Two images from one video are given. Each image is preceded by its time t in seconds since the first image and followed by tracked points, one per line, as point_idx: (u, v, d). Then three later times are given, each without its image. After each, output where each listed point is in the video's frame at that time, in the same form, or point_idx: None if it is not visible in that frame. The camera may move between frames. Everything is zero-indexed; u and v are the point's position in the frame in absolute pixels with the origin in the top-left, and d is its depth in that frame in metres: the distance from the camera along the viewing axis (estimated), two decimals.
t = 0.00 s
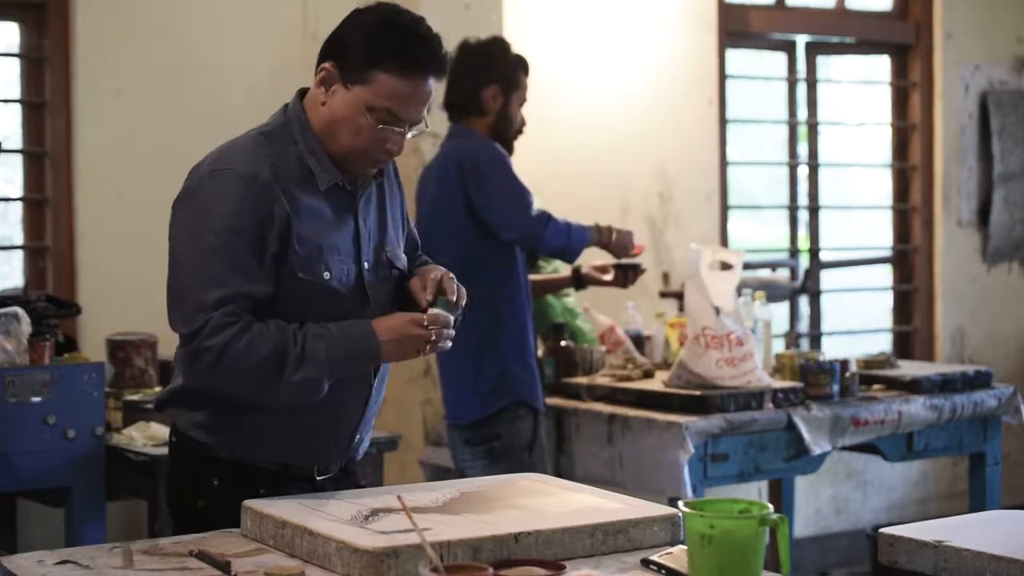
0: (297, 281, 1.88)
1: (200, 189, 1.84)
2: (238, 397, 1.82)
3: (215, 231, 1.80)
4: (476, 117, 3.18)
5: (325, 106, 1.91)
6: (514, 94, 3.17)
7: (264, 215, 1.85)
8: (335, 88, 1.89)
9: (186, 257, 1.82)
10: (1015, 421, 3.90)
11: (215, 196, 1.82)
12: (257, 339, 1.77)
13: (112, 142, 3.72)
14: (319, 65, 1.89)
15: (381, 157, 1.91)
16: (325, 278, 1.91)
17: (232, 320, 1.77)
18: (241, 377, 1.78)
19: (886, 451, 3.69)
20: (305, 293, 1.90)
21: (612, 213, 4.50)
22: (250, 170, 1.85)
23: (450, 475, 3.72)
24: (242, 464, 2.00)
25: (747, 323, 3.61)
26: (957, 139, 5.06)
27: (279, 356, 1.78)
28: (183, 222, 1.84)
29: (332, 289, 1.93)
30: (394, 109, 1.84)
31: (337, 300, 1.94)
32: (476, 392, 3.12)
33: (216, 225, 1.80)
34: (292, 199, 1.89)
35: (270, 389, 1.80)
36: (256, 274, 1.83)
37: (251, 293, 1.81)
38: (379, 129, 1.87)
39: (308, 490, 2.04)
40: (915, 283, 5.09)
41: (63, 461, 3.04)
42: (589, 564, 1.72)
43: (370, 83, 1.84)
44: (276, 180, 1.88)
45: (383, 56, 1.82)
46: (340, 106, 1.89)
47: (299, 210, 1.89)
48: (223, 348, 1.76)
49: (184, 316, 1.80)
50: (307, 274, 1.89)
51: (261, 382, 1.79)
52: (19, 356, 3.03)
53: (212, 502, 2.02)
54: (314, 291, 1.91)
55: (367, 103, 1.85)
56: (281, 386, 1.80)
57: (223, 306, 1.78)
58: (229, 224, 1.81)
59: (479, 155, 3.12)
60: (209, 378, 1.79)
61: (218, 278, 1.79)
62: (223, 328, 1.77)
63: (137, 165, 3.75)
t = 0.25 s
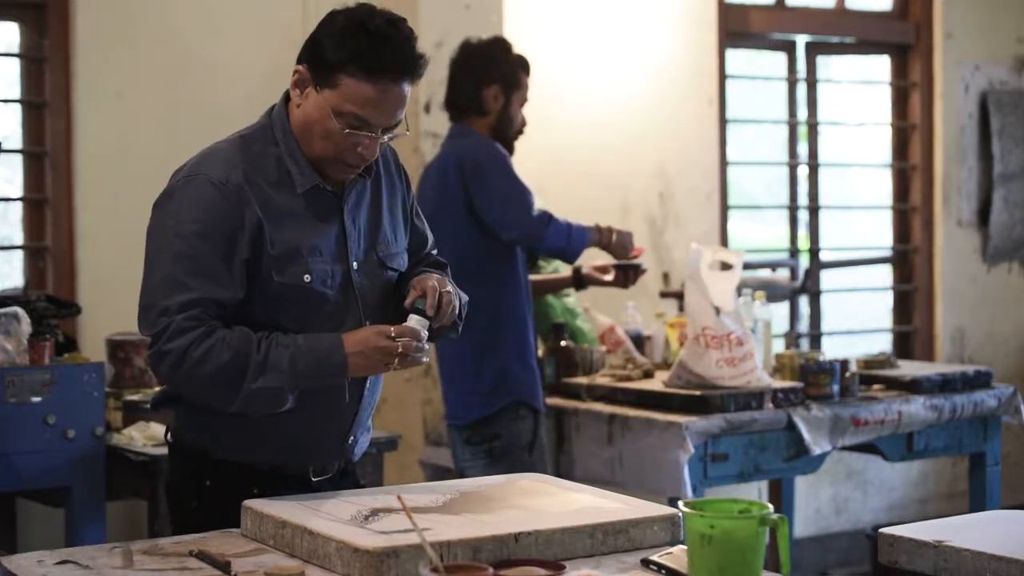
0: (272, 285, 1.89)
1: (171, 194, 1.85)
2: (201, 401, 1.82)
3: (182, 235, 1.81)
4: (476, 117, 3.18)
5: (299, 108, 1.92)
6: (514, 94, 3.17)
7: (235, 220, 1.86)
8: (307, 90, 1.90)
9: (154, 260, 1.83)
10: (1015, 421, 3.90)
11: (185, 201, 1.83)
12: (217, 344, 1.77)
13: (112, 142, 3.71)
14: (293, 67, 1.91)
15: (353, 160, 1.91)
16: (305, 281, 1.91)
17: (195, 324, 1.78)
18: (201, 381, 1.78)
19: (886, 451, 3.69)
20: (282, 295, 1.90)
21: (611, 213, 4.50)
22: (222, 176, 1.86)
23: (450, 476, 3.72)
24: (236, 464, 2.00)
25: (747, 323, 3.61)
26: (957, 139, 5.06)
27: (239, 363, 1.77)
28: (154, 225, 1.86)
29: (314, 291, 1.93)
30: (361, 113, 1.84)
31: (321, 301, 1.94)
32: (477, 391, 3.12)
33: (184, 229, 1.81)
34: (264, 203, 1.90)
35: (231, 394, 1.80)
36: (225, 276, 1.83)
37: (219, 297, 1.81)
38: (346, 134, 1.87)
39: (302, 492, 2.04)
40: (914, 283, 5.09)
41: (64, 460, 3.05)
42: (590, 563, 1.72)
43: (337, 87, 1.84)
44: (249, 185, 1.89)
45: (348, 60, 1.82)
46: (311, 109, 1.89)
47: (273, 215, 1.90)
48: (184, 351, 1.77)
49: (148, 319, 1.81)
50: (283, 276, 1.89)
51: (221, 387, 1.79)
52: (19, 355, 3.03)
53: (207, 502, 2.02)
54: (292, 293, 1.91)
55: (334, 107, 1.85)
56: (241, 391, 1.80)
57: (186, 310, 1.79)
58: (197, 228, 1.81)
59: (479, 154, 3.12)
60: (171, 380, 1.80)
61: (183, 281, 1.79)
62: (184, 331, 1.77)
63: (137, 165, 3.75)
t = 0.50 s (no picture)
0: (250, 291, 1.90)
1: (150, 199, 1.87)
2: (166, 406, 1.86)
3: (155, 242, 1.83)
4: (477, 117, 3.18)
5: (282, 113, 1.92)
6: (515, 94, 3.17)
7: (209, 228, 1.87)
8: (289, 96, 1.89)
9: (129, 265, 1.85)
10: (1015, 421, 3.90)
11: (160, 208, 1.85)
12: (180, 355, 1.79)
13: (112, 142, 3.71)
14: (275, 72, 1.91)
15: (337, 165, 1.90)
16: (284, 287, 1.91)
17: (160, 333, 1.81)
18: (164, 388, 1.81)
19: (885, 451, 3.69)
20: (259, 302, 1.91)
21: (611, 214, 4.50)
22: (198, 183, 1.87)
23: (451, 475, 3.72)
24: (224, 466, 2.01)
25: (747, 323, 3.61)
26: (957, 139, 5.06)
27: (199, 376, 1.80)
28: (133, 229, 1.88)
29: (293, 297, 1.92)
30: (340, 119, 1.82)
31: (302, 307, 1.94)
32: (477, 391, 3.12)
33: (156, 237, 1.83)
34: (241, 211, 1.90)
35: (192, 403, 1.84)
36: (197, 283, 1.85)
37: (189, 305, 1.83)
38: (328, 139, 1.86)
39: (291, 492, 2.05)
40: (914, 283, 5.10)
41: (63, 460, 3.04)
42: (590, 563, 1.72)
43: (316, 93, 1.83)
44: (226, 192, 1.90)
45: (326, 66, 1.80)
46: (292, 115, 1.89)
47: (249, 222, 1.90)
48: (147, 358, 1.80)
49: (118, 323, 1.84)
50: (261, 283, 1.90)
51: (183, 395, 1.83)
52: (19, 356, 3.03)
53: (193, 503, 2.04)
54: (270, 299, 1.91)
55: (315, 113, 1.84)
56: (202, 402, 1.83)
57: (153, 317, 1.81)
58: (170, 237, 1.83)
59: (479, 155, 3.12)
60: (136, 384, 1.83)
61: (152, 290, 1.82)
62: (149, 339, 1.80)
63: (137, 165, 3.75)
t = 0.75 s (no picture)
0: (241, 296, 1.91)
1: (144, 198, 1.87)
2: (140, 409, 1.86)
3: (145, 244, 1.83)
4: (478, 117, 3.18)
5: (280, 119, 1.92)
6: (516, 94, 3.17)
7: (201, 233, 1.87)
8: (288, 102, 1.89)
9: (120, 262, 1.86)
10: (1015, 421, 3.90)
11: (154, 208, 1.85)
12: (160, 363, 1.79)
13: (112, 142, 3.71)
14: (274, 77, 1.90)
15: (334, 174, 1.90)
16: (276, 293, 1.92)
17: (143, 337, 1.81)
18: (142, 393, 1.82)
19: (885, 451, 3.69)
20: (251, 307, 1.92)
21: (612, 214, 4.50)
22: (193, 187, 1.87)
23: (450, 475, 3.73)
24: (213, 467, 2.02)
25: (747, 323, 3.61)
26: (957, 139, 5.06)
27: (176, 387, 1.80)
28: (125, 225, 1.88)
29: (286, 302, 1.93)
30: (339, 127, 1.82)
31: (295, 312, 1.94)
32: (477, 392, 3.12)
33: (147, 239, 1.83)
34: (235, 215, 1.90)
35: (166, 411, 1.84)
36: (187, 287, 1.85)
37: (176, 309, 1.83)
38: (326, 147, 1.86)
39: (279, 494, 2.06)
40: (914, 283, 5.10)
41: (63, 460, 3.04)
42: (590, 563, 1.72)
43: (316, 101, 1.82)
44: (221, 196, 1.90)
45: (326, 73, 1.79)
46: (291, 121, 1.88)
47: (243, 227, 1.91)
48: (128, 361, 1.80)
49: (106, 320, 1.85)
50: (254, 288, 1.91)
51: (159, 403, 1.83)
52: (19, 355, 3.03)
53: (181, 506, 2.03)
54: (263, 305, 1.92)
55: (314, 121, 1.84)
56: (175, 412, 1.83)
57: (139, 320, 1.81)
58: (162, 239, 1.83)
59: (480, 154, 3.12)
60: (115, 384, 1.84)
61: (140, 291, 1.82)
62: (132, 341, 1.81)
63: (137, 165, 3.75)
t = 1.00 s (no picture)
0: (235, 305, 1.91)
1: (141, 198, 1.86)
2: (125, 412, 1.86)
3: (142, 248, 1.82)
4: (479, 117, 3.18)
5: (287, 133, 1.91)
6: (517, 95, 3.16)
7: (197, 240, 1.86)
8: (295, 114, 1.89)
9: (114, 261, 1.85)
10: (1015, 421, 3.90)
11: (152, 211, 1.84)
12: (152, 366, 1.79)
13: (112, 142, 3.71)
14: (281, 90, 1.90)
15: (341, 186, 1.89)
16: (269, 301, 1.92)
17: (135, 339, 1.80)
18: (130, 396, 1.81)
19: (885, 451, 3.69)
20: (245, 315, 1.92)
21: (612, 214, 4.50)
22: (192, 193, 1.87)
23: (451, 476, 3.73)
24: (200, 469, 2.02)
25: (747, 323, 3.61)
26: (956, 139, 5.06)
27: (166, 391, 1.80)
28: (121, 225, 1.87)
29: (278, 310, 1.93)
30: (350, 135, 1.82)
31: (288, 321, 1.95)
32: (477, 392, 3.12)
33: (143, 242, 1.82)
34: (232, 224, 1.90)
35: (152, 416, 1.84)
36: (181, 292, 1.85)
37: (172, 315, 1.83)
38: (336, 157, 1.85)
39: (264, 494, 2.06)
40: (914, 283, 5.10)
41: (63, 460, 3.04)
42: (590, 563, 1.72)
43: (325, 110, 1.82)
44: (219, 205, 1.89)
45: (337, 82, 1.80)
46: (298, 133, 1.88)
47: (240, 235, 1.91)
48: (119, 363, 1.80)
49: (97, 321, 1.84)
50: (247, 297, 1.91)
51: (146, 407, 1.83)
52: (19, 356, 3.03)
53: (165, 506, 2.04)
54: (256, 313, 1.92)
55: (323, 131, 1.84)
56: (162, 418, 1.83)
57: (131, 323, 1.81)
58: (160, 243, 1.83)
59: (480, 154, 3.12)
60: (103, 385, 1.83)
61: (135, 294, 1.81)
62: (123, 344, 1.80)
63: (136, 164, 3.75)
